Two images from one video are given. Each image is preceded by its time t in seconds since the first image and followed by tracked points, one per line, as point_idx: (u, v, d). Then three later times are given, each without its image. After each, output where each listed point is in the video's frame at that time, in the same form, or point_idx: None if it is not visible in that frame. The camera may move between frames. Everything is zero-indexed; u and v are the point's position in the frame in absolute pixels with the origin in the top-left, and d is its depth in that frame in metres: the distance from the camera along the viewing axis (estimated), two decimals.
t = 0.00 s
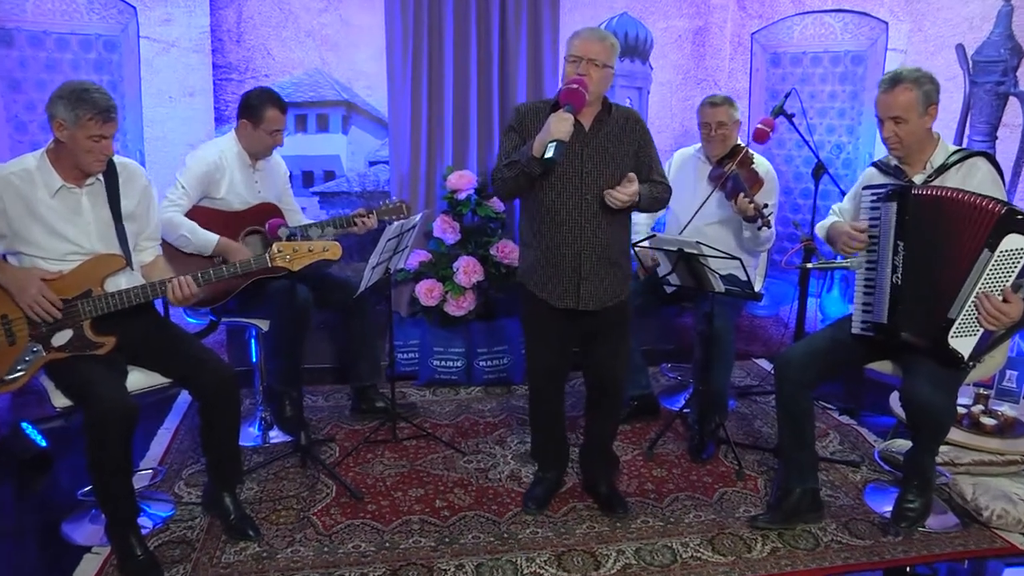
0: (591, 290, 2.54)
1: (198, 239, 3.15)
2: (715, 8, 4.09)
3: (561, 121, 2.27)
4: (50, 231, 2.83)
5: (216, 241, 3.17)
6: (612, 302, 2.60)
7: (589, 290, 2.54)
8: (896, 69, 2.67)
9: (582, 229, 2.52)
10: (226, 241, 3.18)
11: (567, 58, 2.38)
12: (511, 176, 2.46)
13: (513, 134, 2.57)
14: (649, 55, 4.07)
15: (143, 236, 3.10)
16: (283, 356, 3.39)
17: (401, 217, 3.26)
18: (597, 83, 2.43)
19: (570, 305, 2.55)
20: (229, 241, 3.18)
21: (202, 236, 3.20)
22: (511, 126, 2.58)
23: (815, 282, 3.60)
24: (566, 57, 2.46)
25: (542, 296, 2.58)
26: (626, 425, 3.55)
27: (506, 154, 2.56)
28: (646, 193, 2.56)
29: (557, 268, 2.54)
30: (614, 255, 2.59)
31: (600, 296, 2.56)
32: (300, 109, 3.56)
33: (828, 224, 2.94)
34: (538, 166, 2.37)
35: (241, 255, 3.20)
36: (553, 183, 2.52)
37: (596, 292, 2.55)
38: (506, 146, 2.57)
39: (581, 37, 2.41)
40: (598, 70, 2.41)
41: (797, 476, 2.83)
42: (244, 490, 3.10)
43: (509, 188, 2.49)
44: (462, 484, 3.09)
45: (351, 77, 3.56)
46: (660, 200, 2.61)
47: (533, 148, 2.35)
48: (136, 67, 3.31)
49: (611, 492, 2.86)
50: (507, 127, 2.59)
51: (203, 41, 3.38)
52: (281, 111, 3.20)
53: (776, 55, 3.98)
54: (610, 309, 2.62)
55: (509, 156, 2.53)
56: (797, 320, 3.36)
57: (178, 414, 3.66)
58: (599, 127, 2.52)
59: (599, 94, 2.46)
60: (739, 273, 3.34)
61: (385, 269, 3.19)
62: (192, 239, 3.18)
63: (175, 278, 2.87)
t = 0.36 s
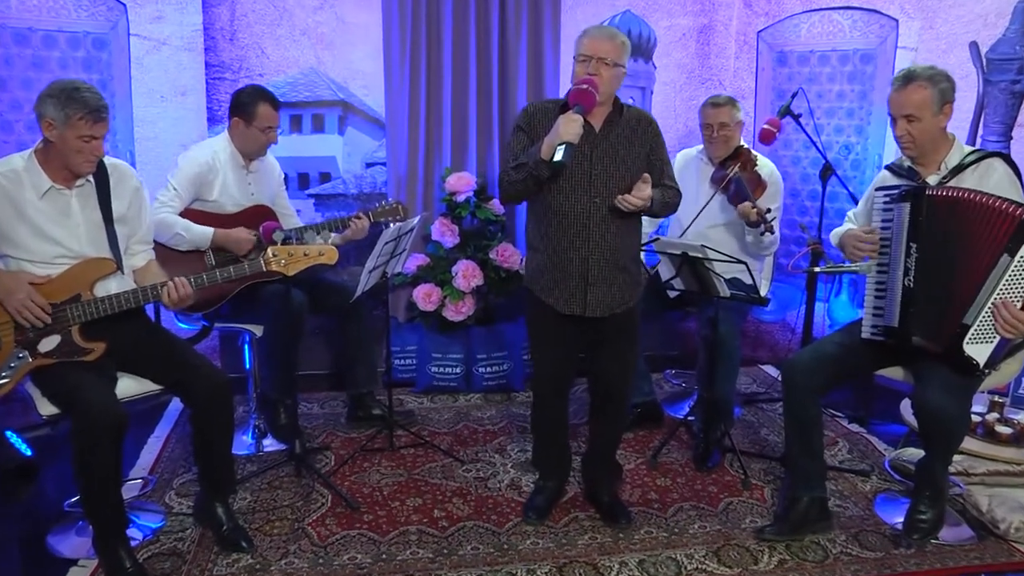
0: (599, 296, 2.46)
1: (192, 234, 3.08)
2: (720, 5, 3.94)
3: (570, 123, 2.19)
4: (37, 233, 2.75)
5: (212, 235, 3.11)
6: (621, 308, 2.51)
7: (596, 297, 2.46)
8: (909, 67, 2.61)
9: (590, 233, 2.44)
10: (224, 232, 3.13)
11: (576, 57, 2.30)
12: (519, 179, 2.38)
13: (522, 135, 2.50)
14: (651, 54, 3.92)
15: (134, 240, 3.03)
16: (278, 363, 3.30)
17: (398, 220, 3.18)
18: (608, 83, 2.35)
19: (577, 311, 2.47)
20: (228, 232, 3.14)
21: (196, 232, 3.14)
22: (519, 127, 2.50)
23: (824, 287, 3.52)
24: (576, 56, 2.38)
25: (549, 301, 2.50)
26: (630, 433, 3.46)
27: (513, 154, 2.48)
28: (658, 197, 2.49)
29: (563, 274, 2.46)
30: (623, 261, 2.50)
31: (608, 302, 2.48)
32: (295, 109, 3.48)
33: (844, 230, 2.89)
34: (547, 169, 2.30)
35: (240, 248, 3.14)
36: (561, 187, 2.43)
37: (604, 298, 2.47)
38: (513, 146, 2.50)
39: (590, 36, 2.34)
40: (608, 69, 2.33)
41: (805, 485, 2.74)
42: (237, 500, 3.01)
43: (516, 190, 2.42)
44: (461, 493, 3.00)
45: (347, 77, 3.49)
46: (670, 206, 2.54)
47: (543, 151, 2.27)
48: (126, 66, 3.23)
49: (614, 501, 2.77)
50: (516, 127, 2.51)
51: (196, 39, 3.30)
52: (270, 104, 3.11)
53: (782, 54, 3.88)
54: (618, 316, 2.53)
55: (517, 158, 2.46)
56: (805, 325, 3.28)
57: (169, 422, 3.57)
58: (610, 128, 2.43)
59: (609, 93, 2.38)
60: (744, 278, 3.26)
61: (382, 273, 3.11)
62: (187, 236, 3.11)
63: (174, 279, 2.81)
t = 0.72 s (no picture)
0: (607, 305, 2.36)
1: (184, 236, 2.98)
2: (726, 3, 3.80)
3: (582, 124, 2.09)
4: (22, 236, 2.65)
5: (206, 237, 3.02)
6: (631, 318, 2.42)
7: (605, 305, 2.36)
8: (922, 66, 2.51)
9: (601, 239, 2.35)
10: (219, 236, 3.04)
11: (589, 55, 2.23)
12: (529, 183, 2.30)
13: (532, 136, 2.41)
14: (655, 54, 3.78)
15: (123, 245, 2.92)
16: (272, 371, 3.20)
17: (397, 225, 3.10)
18: (622, 82, 2.27)
19: (585, 319, 2.38)
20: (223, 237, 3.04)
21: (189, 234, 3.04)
22: (531, 127, 2.42)
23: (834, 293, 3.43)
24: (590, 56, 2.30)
25: (557, 308, 2.41)
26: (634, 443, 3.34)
27: (524, 156, 2.40)
28: (669, 205, 2.39)
29: (572, 281, 2.37)
30: (633, 268, 2.40)
31: (617, 311, 2.38)
32: (290, 110, 3.40)
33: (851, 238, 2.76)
34: (558, 173, 2.21)
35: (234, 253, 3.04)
36: (571, 192, 2.35)
37: (613, 307, 2.37)
38: (525, 148, 2.40)
39: (604, 36, 2.26)
40: (624, 68, 2.25)
41: (813, 497, 2.63)
42: (227, 513, 2.90)
43: (527, 194, 2.33)
44: (460, 506, 2.89)
45: (343, 76, 3.40)
46: (682, 215, 2.44)
47: (555, 153, 2.19)
48: (114, 65, 3.14)
49: (617, 514, 2.66)
50: (527, 128, 2.42)
51: (186, 37, 3.21)
52: (269, 112, 3.02)
53: (790, 53, 3.75)
54: (627, 325, 2.43)
55: (528, 160, 2.38)
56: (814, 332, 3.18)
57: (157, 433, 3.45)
58: (623, 131, 2.34)
59: (624, 93, 2.29)
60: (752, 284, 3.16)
61: (378, 280, 3.01)
62: (179, 238, 3.00)
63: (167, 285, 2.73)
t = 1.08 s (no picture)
0: (617, 315, 2.27)
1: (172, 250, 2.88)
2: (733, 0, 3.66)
3: (595, 129, 2.00)
4: (6, 242, 2.55)
5: (194, 253, 2.91)
6: (643, 329, 2.32)
7: (615, 315, 2.27)
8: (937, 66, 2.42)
9: (612, 246, 2.25)
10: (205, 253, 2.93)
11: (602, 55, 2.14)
12: (541, 188, 2.21)
13: (542, 139, 2.32)
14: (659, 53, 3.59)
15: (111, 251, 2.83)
16: (265, 380, 3.09)
17: (392, 229, 2.99)
18: (636, 83, 2.18)
19: (595, 330, 2.28)
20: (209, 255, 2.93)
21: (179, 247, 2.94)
22: (541, 130, 2.32)
23: (845, 300, 3.34)
24: (601, 57, 2.21)
25: (565, 317, 2.32)
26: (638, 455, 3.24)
27: (533, 161, 2.31)
28: (682, 214, 2.30)
29: (582, 289, 2.27)
30: (646, 278, 2.30)
31: (629, 322, 2.28)
32: (284, 112, 3.31)
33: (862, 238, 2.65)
34: (570, 179, 2.12)
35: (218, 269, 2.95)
36: (583, 198, 2.25)
37: (624, 317, 2.27)
38: (537, 152, 2.31)
39: (615, 36, 2.17)
40: (637, 68, 2.16)
41: (822, 510, 2.52)
42: (218, 527, 2.79)
43: (537, 200, 2.24)
44: (458, 520, 2.78)
45: (338, 77, 3.31)
46: (696, 224, 2.34)
47: (566, 159, 2.10)
48: (101, 65, 3.05)
49: (621, 529, 2.55)
50: (536, 131, 2.33)
51: (176, 37, 3.12)
52: (263, 115, 2.93)
53: (799, 53, 3.62)
54: (638, 336, 2.33)
55: (538, 164, 2.28)
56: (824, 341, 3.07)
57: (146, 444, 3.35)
58: (638, 136, 2.25)
59: (638, 95, 2.20)
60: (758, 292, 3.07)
61: (374, 287, 2.92)
62: (167, 250, 2.91)
63: (141, 298, 2.58)
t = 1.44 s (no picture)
0: (626, 324, 2.18)
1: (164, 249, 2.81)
2: None
3: (609, 130, 1.93)
4: None
5: (186, 246, 2.84)
6: (653, 338, 2.22)
7: (624, 324, 2.18)
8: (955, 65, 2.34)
9: (622, 253, 2.16)
10: (198, 245, 2.86)
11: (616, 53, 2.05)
12: (552, 193, 2.13)
13: (556, 142, 2.23)
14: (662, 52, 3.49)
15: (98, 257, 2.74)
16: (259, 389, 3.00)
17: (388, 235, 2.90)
18: (652, 84, 2.09)
19: (602, 338, 2.19)
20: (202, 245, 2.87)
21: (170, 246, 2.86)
22: (552, 131, 2.24)
23: (855, 307, 3.25)
24: (616, 56, 2.12)
25: (571, 323, 2.23)
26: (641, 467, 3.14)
27: (545, 162, 2.23)
28: (694, 221, 2.18)
29: (591, 296, 2.18)
30: (658, 286, 2.21)
31: (638, 331, 2.19)
32: (277, 114, 3.22)
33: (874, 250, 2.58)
34: (582, 182, 2.05)
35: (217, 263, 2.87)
36: (595, 202, 2.17)
37: (633, 326, 2.18)
38: (547, 154, 2.24)
39: (631, 32, 2.07)
40: (652, 68, 2.08)
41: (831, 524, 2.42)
42: (209, 542, 2.69)
43: (549, 206, 2.17)
44: (457, 534, 2.67)
45: (334, 78, 3.22)
46: (710, 231, 2.22)
47: (578, 161, 2.03)
48: (88, 65, 2.96)
49: (624, 544, 2.45)
50: (547, 131, 2.25)
51: (166, 36, 3.03)
52: (254, 115, 2.85)
53: (807, 53, 3.52)
54: (647, 346, 2.24)
55: (550, 167, 2.20)
56: (834, 349, 2.98)
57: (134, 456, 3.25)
58: (651, 140, 2.16)
59: (654, 97, 2.12)
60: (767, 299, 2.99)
61: (370, 294, 2.82)
62: (158, 250, 2.83)
63: (112, 311, 2.46)
